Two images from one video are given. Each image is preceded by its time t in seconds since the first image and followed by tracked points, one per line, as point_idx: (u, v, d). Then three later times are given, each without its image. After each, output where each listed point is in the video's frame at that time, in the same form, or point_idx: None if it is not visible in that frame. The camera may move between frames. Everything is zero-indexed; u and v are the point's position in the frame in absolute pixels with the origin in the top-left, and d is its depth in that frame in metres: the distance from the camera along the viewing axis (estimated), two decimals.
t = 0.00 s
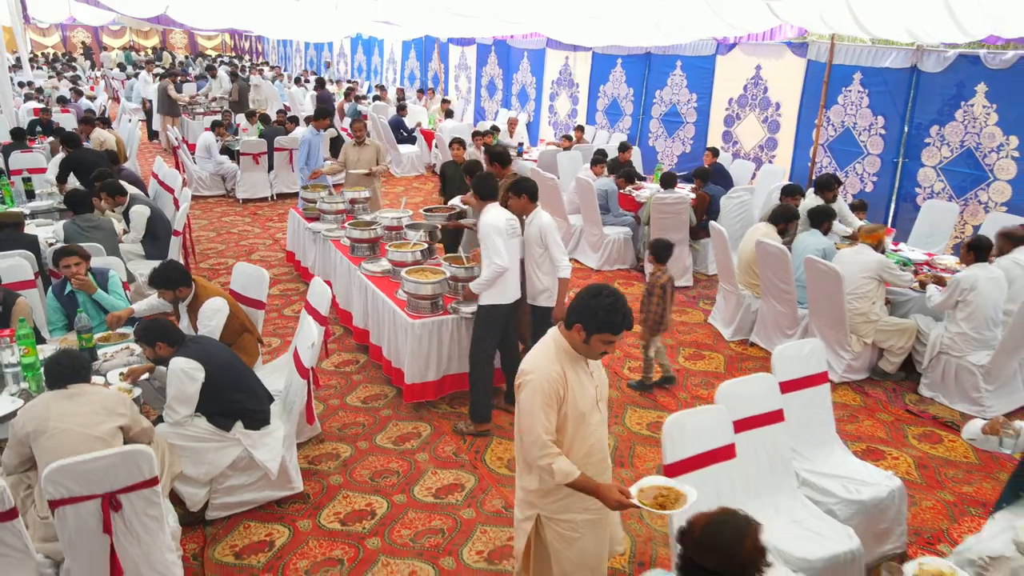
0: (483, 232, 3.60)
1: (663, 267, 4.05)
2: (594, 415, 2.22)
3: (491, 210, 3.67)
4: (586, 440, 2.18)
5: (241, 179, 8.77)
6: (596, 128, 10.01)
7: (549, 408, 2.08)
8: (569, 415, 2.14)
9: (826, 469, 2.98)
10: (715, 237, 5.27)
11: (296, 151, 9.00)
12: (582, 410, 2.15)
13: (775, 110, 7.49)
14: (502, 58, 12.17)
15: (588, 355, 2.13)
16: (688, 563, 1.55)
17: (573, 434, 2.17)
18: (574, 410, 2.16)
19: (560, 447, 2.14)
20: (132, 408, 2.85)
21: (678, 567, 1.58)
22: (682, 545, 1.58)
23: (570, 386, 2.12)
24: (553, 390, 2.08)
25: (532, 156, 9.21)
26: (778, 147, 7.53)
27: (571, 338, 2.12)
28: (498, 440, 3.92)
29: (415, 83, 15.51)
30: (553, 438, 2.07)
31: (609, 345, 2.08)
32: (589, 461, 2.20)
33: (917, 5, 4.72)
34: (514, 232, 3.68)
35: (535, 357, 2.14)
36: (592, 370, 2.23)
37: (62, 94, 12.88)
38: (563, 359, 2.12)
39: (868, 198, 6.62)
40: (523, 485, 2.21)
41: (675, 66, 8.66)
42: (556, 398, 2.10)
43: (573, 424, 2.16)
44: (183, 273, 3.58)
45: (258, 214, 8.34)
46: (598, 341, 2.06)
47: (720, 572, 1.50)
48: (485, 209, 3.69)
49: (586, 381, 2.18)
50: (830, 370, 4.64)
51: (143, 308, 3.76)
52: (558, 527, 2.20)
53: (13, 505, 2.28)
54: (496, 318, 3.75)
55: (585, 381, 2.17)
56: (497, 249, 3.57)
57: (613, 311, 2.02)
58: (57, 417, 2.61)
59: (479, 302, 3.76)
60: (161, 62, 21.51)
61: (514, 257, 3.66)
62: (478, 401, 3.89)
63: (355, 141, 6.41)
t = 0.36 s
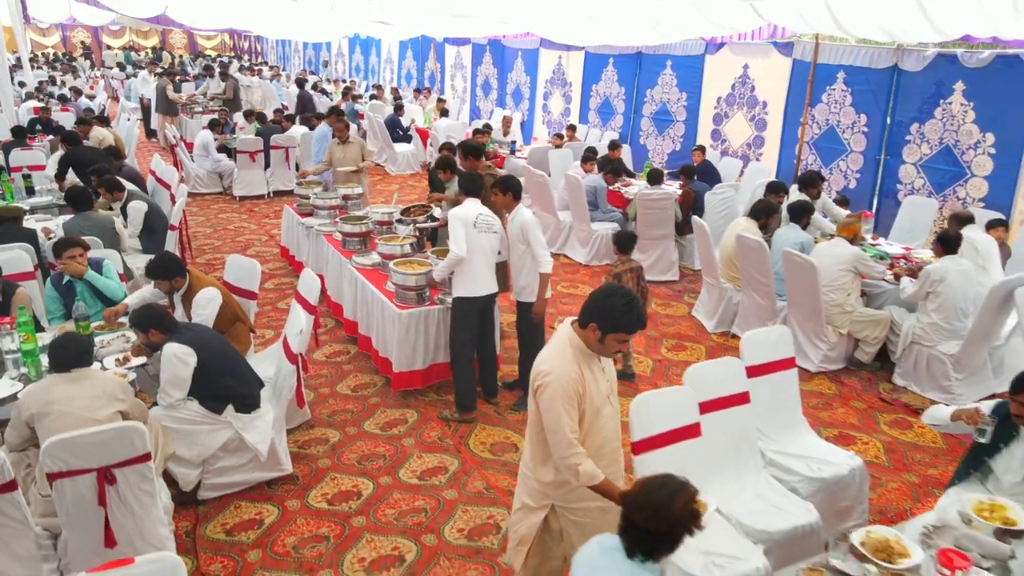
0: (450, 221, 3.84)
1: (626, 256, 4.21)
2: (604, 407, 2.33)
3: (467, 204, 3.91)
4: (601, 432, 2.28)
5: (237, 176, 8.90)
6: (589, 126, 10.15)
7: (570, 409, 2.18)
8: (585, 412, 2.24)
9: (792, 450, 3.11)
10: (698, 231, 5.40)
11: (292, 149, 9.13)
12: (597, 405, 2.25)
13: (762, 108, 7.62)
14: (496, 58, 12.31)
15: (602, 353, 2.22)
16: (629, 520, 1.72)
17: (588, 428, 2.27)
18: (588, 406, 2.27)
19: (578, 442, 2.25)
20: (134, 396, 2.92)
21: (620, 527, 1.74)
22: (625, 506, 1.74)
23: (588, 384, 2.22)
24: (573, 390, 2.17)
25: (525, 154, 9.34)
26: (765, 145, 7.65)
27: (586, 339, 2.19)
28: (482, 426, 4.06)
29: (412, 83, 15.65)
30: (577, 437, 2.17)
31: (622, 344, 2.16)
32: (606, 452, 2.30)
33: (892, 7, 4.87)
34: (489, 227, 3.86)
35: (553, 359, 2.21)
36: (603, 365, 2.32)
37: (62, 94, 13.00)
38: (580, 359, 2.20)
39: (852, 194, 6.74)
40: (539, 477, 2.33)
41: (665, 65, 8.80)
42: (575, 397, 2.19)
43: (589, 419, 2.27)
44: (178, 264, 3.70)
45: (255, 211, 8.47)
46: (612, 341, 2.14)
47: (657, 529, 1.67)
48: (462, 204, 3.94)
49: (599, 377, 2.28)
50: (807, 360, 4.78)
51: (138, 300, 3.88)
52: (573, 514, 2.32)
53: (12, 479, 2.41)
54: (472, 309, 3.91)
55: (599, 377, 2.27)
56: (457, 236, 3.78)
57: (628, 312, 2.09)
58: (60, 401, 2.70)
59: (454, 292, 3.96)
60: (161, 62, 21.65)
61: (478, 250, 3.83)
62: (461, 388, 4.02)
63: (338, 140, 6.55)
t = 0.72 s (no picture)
0: (445, 215, 3.93)
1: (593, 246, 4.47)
2: (618, 402, 2.48)
3: (459, 198, 4.02)
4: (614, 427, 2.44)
5: (234, 174, 9.03)
6: (581, 125, 10.28)
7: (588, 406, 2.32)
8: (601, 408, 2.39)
9: (758, 432, 3.24)
10: (681, 226, 5.52)
11: (287, 147, 9.25)
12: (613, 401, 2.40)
13: (749, 107, 7.74)
14: (491, 57, 12.44)
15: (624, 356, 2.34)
16: (582, 484, 1.93)
17: (600, 422, 2.44)
18: (604, 401, 2.42)
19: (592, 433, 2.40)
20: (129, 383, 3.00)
21: (575, 492, 1.94)
22: (580, 474, 1.93)
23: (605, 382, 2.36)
24: (593, 387, 2.31)
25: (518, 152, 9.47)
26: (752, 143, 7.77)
27: (609, 341, 2.31)
28: (466, 413, 4.19)
29: (409, 82, 15.78)
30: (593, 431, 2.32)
31: (645, 348, 2.28)
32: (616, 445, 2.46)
33: (870, 8, 4.96)
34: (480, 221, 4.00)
35: (575, 357, 2.34)
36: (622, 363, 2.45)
37: (61, 93, 13.12)
38: (602, 360, 2.33)
39: (836, 191, 6.86)
40: (549, 460, 2.51)
41: (655, 64, 8.93)
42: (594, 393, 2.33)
43: (602, 414, 2.42)
44: (171, 257, 3.81)
45: (250, 208, 8.59)
46: (636, 346, 2.26)
47: (605, 491, 1.88)
48: (454, 197, 4.04)
49: (616, 375, 2.42)
50: (785, 351, 4.91)
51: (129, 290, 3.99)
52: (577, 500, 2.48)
53: (10, 455, 2.53)
54: (456, 300, 4.05)
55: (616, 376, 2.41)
56: (453, 232, 3.90)
57: (654, 319, 2.22)
58: (55, 383, 2.80)
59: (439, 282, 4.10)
60: (160, 62, 21.77)
61: (472, 244, 3.97)
62: (445, 375, 4.16)
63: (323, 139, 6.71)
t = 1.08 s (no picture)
0: (432, 209, 4.04)
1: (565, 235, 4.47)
2: (607, 403, 2.60)
3: (445, 192, 4.13)
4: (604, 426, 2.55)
5: (230, 172, 9.16)
6: (573, 124, 10.41)
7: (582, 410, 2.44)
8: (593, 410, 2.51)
9: (726, 416, 3.37)
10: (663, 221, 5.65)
11: (283, 145, 9.37)
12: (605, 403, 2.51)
13: (736, 105, 7.86)
14: (486, 57, 12.57)
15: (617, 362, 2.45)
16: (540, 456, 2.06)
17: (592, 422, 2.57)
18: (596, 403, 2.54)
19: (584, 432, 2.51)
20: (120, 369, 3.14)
21: (538, 462, 2.16)
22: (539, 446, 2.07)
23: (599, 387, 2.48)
24: (589, 391, 2.42)
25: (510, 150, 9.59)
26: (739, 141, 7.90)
27: (604, 347, 2.41)
28: (450, 402, 4.32)
29: (405, 81, 15.91)
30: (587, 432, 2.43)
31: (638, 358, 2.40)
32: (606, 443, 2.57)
33: (847, 9, 5.07)
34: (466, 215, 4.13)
35: (571, 362, 2.43)
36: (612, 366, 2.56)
37: (60, 92, 13.25)
38: (596, 365, 2.44)
39: (820, 188, 6.99)
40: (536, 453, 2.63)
41: (645, 64, 9.06)
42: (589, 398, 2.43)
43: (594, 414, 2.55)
44: (163, 250, 3.93)
45: (246, 205, 8.72)
46: (630, 355, 2.38)
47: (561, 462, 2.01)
48: (440, 192, 4.16)
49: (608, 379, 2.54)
50: (763, 343, 5.04)
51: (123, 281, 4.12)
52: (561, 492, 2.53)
53: (5, 435, 2.66)
54: (440, 291, 4.19)
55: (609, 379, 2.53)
56: (439, 225, 4.01)
57: (650, 330, 2.32)
58: (48, 368, 2.91)
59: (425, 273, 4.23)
60: (159, 61, 21.89)
61: (458, 236, 4.08)
62: (429, 365, 4.29)
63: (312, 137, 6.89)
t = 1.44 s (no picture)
0: (416, 203, 4.16)
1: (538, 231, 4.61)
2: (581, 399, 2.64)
3: (430, 188, 4.26)
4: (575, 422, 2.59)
5: (226, 170, 9.28)
6: (566, 123, 10.53)
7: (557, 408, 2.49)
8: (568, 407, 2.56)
9: (697, 403, 3.49)
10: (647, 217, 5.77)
11: (278, 144, 9.49)
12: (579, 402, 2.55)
13: (724, 104, 7.96)
14: (480, 57, 12.69)
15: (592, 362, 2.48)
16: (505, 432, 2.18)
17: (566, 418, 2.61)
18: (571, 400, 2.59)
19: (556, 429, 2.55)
20: (110, 354, 3.23)
21: (507, 436, 2.29)
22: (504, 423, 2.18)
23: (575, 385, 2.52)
24: (565, 389, 2.46)
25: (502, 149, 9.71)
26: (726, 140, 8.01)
27: (580, 348, 2.45)
28: (435, 392, 4.45)
29: (402, 81, 16.04)
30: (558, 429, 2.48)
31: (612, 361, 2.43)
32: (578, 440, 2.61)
33: (825, 10, 5.19)
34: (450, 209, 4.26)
35: (548, 360, 2.48)
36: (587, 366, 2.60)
37: (59, 91, 13.36)
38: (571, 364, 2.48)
39: (804, 185, 7.10)
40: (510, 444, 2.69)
41: (636, 63, 9.17)
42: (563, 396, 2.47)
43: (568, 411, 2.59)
44: (154, 243, 4.05)
45: (241, 202, 8.84)
46: (605, 358, 2.40)
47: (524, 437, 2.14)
48: (424, 187, 4.28)
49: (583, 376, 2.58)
50: (743, 336, 5.16)
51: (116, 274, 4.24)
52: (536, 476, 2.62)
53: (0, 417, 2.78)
54: (424, 283, 4.32)
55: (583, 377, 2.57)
56: (423, 218, 4.14)
57: (626, 335, 2.35)
58: (42, 355, 3.02)
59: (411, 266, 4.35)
60: (158, 61, 22.00)
61: (442, 230, 4.21)
62: (415, 355, 4.42)
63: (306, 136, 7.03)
